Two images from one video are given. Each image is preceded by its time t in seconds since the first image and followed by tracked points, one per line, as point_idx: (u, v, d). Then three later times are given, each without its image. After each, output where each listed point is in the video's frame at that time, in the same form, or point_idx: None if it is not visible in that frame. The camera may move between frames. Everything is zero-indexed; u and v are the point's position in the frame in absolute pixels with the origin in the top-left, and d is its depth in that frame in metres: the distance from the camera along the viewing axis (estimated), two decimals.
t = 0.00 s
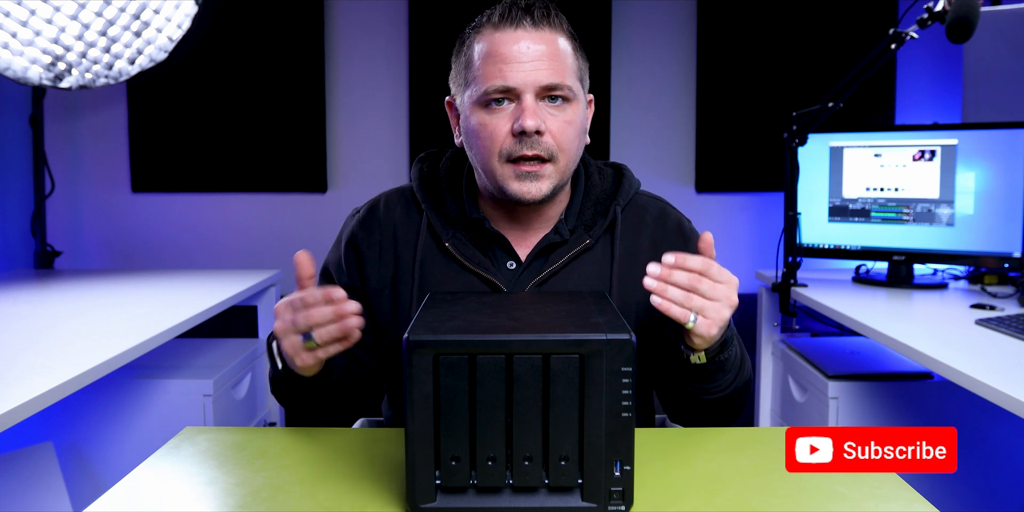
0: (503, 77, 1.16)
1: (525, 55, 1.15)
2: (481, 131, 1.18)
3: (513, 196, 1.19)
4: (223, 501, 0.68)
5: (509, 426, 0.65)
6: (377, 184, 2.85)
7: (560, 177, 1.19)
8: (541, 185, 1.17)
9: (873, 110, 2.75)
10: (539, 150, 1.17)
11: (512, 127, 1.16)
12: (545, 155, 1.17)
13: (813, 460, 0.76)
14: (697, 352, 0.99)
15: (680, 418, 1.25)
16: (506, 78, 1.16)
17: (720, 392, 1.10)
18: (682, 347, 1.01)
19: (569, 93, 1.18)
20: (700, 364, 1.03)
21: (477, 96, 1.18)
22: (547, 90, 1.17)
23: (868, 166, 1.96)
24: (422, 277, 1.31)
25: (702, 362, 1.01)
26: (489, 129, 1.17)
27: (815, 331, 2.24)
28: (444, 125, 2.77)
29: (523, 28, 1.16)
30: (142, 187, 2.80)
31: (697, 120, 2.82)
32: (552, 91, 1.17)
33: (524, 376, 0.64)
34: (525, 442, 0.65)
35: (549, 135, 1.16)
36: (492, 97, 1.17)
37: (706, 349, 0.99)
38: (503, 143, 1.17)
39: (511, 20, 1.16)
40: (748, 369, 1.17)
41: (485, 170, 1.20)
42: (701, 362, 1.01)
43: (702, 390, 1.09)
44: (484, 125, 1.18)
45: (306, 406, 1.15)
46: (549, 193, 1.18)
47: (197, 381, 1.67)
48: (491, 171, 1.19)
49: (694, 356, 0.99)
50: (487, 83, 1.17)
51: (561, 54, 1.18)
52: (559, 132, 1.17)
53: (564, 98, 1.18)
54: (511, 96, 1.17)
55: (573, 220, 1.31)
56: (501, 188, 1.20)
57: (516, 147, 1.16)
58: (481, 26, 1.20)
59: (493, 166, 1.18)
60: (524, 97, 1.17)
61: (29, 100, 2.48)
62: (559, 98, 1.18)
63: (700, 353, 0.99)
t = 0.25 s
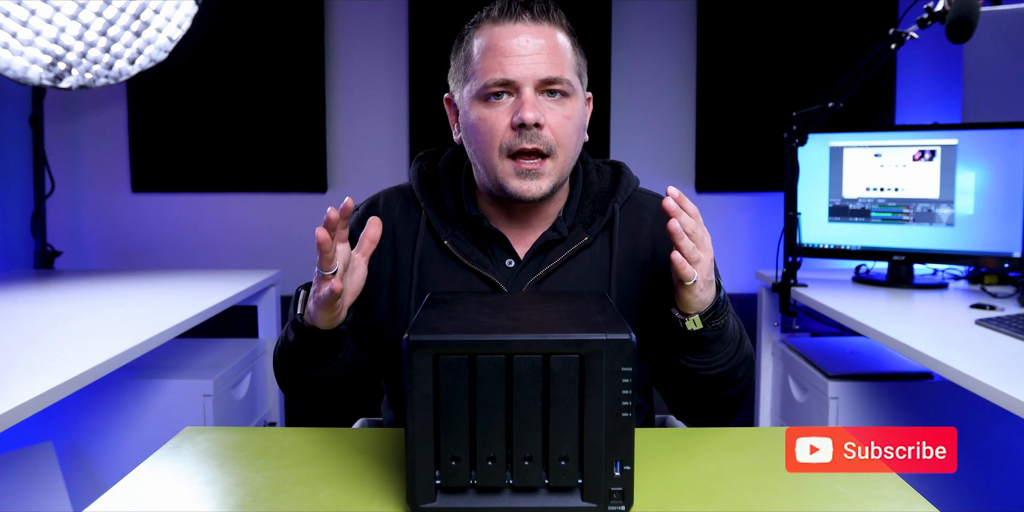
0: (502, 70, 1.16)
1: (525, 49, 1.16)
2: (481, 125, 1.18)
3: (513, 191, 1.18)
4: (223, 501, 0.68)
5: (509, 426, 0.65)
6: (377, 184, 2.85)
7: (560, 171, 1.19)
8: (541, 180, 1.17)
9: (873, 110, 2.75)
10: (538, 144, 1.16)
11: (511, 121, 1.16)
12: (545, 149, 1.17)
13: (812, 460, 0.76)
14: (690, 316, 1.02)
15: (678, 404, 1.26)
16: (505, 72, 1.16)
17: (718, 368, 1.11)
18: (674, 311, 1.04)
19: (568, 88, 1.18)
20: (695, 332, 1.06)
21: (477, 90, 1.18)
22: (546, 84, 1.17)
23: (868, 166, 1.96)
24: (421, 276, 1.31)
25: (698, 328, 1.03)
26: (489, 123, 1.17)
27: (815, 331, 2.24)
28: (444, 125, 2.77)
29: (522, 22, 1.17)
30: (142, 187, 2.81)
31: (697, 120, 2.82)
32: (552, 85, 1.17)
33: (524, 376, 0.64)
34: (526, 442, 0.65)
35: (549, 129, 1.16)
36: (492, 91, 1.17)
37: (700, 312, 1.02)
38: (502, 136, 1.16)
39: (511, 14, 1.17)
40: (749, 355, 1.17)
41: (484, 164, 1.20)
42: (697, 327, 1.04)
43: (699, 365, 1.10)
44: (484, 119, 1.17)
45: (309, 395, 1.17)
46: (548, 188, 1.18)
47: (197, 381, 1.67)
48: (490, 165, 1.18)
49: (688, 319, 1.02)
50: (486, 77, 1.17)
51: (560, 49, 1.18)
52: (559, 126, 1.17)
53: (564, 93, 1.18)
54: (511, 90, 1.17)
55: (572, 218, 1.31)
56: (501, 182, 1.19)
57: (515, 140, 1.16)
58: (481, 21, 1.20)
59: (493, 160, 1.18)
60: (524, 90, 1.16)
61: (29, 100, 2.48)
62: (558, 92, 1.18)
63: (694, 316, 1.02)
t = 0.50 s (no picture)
0: (503, 73, 1.16)
1: (526, 52, 1.16)
2: (481, 128, 1.18)
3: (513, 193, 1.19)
4: (223, 501, 0.68)
5: (509, 426, 0.65)
6: (377, 184, 2.85)
7: (560, 174, 1.19)
8: (541, 182, 1.17)
9: (873, 110, 2.75)
10: (539, 147, 1.16)
11: (512, 124, 1.16)
12: (545, 152, 1.17)
13: (812, 461, 0.76)
14: (690, 316, 1.02)
15: (677, 405, 1.26)
16: (506, 75, 1.16)
17: (717, 368, 1.10)
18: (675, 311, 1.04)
19: (569, 91, 1.18)
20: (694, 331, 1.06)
21: (478, 93, 1.18)
22: (547, 87, 1.17)
23: (868, 166, 1.96)
24: (422, 274, 1.31)
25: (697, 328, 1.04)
26: (489, 126, 1.17)
27: (815, 331, 2.24)
28: (444, 124, 2.77)
29: (523, 25, 1.17)
30: (142, 187, 2.81)
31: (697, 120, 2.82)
32: (553, 88, 1.17)
33: (524, 376, 0.64)
34: (526, 441, 0.65)
35: (549, 132, 1.16)
36: (493, 93, 1.17)
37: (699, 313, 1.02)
38: (503, 139, 1.16)
39: (512, 17, 1.17)
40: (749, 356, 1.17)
41: (484, 167, 1.20)
42: (697, 327, 1.04)
43: (698, 364, 1.10)
44: (484, 122, 1.17)
45: (307, 393, 1.16)
46: (548, 190, 1.18)
47: (197, 382, 1.67)
48: (490, 168, 1.18)
49: (688, 320, 1.03)
50: (487, 80, 1.17)
51: (561, 52, 1.18)
52: (559, 130, 1.17)
53: (564, 96, 1.18)
54: (512, 93, 1.17)
55: (571, 217, 1.31)
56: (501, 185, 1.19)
57: (516, 143, 1.16)
58: (482, 22, 1.20)
59: (493, 163, 1.18)
60: (525, 93, 1.16)
61: (29, 100, 2.48)
62: (559, 95, 1.18)
63: (693, 317, 1.02)
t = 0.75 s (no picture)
0: (507, 73, 1.16)
1: (529, 51, 1.16)
2: (485, 127, 1.18)
3: (517, 192, 1.18)
4: (223, 501, 0.68)
5: (509, 426, 0.65)
6: (377, 184, 2.85)
7: (563, 173, 1.19)
8: (544, 181, 1.17)
9: (874, 110, 2.75)
10: (543, 146, 1.16)
11: (516, 123, 1.16)
12: (549, 151, 1.16)
13: (811, 462, 0.77)
14: (690, 313, 1.03)
15: (677, 403, 1.26)
16: (510, 75, 1.16)
17: (717, 365, 1.10)
18: (675, 307, 1.04)
19: (572, 90, 1.18)
20: (694, 328, 1.06)
21: (481, 93, 1.18)
22: (550, 87, 1.17)
23: (868, 166, 1.96)
24: (422, 273, 1.31)
25: (698, 325, 1.04)
26: (493, 125, 1.17)
27: (815, 331, 2.24)
28: (444, 124, 2.77)
29: (527, 25, 1.17)
30: (142, 187, 2.81)
31: (697, 120, 2.82)
32: (556, 88, 1.17)
33: (524, 376, 0.64)
34: (525, 441, 0.65)
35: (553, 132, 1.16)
36: (496, 93, 1.17)
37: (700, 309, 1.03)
38: (507, 138, 1.16)
39: (515, 17, 1.17)
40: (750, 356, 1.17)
41: (488, 167, 1.20)
42: (697, 324, 1.04)
43: (698, 361, 1.10)
44: (488, 121, 1.17)
45: (307, 392, 1.16)
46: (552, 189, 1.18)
47: (197, 381, 1.67)
48: (494, 167, 1.18)
49: (688, 317, 1.03)
50: (491, 79, 1.17)
51: (564, 51, 1.18)
52: (563, 129, 1.16)
53: (567, 96, 1.18)
54: (515, 93, 1.17)
55: (571, 216, 1.31)
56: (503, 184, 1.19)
57: (520, 143, 1.16)
58: (484, 23, 1.20)
59: (496, 162, 1.17)
60: (528, 93, 1.16)
61: (29, 100, 2.48)
62: (563, 95, 1.18)
63: (694, 313, 1.03)
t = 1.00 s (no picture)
0: (518, 74, 1.16)
1: (541, 53, 1.15)
2: (495, 128, 1.18)
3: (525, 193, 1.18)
4: (223, 501, 0.68)
5: (509, 426, 0.65)
6: (377, 184, 2.85)
7: (572, 175, 1.19)
8: (551, 183, 1.17)
9: (874, 110, 2.75)
10: (552, 148, 1.16)
11: (527, 125, 1.16)
12: (558, 153, 1.17)
13: (811, 462, 0.77)
14: (693, 313, 1.03)
15: (677, 404, 1.26)
16: (521, 76, 1.16)
17: (718, 366, 1.10)
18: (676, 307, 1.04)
19: (583, 93, 1.18)
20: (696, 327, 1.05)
21: (492, 93, 1.18)
22: (561, 89, 1.17)
23: (868, 166, 1.96)
24: (423, 273, 1.31)
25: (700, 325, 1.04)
26: (503, 126, 1.17)
27: (815, 331, 2.24)
28: (444, 124, 2.77)
29: (539, 26, 1.16)
30: (142, 187, 2.81)
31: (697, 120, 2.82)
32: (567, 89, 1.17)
33: (524, 375, 0.64)
34: (526, 441, 0.65)
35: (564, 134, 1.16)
36: (507, 93, 1.17)
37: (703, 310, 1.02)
38: (517, 139, 1.16)
39: (527, 17, 1.17)
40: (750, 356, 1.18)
41: (496, 167, 1.20)
42: (699, 324, 1.04)
43: (701, 362, 1.10)
44: (497, 122, 1.17)
45: (307, 392, 1.17)
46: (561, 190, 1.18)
47: (197, 381, 1.67)
48: (503, 168, 1.18)
49: (690, 316, 1.03)
50: (502, 80, 1.17)
51: (575, 53, 1.18)
52: (573, 131, 1.16)
53: (578, 97, 1.18)
54: (526, 94, 1.17)
55: (573, 217, 1.31)
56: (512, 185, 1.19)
57: (529, 144, 1.16)
58: (495, 22, 1.20)
59: (505, 163, 1.18)
60: (539, 94, 1.16)
61: (29, 100, 2.48)
62: (573, 97, 1.18)
63: (695, 314, 1.02)
